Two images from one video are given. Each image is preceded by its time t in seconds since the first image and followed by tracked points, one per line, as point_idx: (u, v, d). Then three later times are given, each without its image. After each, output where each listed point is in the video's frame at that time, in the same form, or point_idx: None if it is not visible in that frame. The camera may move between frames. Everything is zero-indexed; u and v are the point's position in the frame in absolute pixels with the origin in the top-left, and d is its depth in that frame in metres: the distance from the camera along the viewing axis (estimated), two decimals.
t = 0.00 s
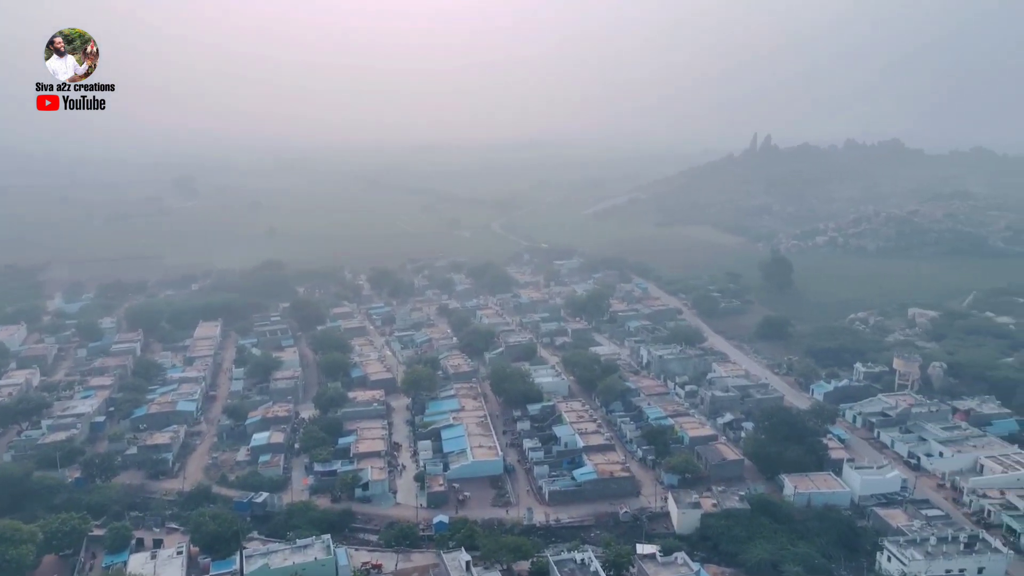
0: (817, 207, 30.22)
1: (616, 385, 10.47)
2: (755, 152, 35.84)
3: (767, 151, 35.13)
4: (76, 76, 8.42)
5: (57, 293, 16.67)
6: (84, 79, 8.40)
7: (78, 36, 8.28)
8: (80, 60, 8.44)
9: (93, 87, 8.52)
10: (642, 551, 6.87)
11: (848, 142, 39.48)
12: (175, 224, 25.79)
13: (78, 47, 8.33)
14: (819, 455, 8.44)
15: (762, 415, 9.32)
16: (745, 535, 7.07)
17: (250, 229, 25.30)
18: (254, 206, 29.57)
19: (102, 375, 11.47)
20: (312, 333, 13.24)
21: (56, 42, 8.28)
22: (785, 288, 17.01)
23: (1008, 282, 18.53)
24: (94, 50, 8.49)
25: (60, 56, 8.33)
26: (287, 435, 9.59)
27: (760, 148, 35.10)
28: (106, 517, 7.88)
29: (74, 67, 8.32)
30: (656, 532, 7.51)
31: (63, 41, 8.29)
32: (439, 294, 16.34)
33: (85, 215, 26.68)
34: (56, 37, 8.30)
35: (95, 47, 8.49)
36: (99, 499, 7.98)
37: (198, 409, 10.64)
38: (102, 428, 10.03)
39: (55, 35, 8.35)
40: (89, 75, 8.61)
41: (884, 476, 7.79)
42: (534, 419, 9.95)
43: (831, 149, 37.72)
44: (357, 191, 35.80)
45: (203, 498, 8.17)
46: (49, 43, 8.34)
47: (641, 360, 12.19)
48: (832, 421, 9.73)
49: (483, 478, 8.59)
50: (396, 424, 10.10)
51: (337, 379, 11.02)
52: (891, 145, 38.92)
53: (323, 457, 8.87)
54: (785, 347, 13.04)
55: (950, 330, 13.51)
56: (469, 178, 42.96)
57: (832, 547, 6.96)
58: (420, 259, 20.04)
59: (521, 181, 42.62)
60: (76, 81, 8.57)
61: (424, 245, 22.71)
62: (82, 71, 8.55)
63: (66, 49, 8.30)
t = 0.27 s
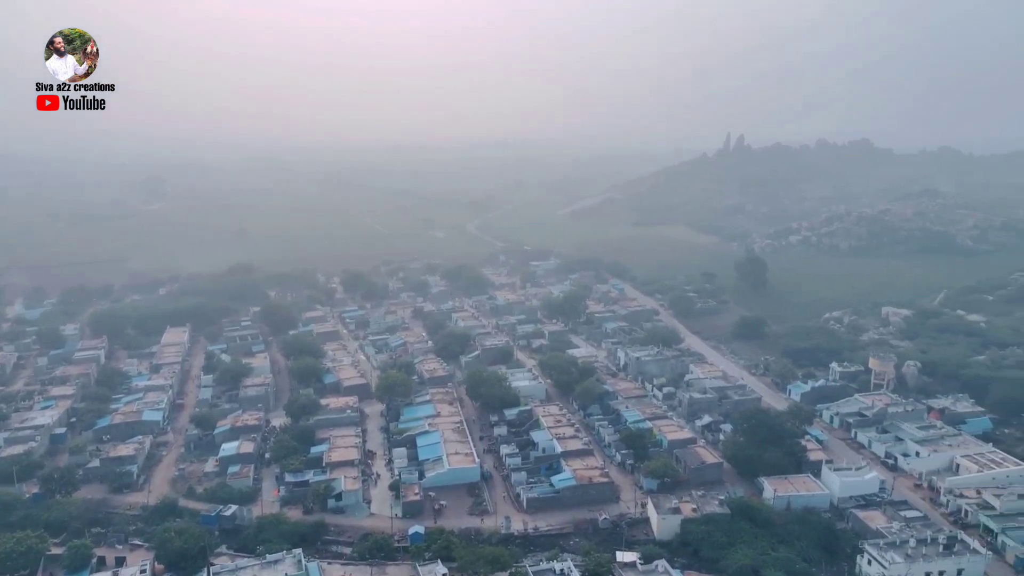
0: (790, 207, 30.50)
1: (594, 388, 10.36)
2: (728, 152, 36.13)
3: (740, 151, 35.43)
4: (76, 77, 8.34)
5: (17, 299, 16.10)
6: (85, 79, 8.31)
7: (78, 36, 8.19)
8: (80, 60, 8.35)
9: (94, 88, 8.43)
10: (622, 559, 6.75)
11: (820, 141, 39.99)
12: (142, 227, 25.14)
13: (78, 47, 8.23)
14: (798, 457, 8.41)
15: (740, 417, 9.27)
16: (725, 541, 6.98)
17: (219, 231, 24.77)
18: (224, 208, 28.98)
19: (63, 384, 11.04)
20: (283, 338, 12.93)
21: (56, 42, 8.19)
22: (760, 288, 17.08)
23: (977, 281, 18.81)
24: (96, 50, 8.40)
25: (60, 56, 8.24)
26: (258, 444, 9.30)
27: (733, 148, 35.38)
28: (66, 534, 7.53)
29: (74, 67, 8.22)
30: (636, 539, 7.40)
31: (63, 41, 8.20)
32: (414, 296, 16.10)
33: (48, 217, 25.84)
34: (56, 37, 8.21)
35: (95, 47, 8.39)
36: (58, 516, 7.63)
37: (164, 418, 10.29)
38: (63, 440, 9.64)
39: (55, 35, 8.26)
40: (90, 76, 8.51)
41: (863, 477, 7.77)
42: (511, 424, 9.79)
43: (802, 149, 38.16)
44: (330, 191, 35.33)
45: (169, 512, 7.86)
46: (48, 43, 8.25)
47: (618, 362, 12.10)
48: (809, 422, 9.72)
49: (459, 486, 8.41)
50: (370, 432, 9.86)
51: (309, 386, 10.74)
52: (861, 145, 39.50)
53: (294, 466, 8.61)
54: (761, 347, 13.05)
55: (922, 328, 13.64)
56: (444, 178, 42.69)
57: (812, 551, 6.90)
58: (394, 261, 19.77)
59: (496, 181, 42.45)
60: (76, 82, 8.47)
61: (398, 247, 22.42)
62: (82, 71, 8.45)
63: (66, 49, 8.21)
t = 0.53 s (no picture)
0: (764, 206, 30.76)
1: (572, 391, 10.24)
2: (702, 152, 36.40)
3: (714, 151, 35.72)
4: (76, 76, 8.60)
5: None
6: (85, 78, 8.58)
7: (78, 36, 8.45)
8: (80, 60, 8.61)
9: (94, 88, 8.70)
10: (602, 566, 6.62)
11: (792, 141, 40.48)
12: (110, 229, 24.55)
13: (78, 47, 8.49)
14: (777, 459, 8.37)
15: (719, 418, 9.22)
16: (706, 546, 6.90)
17: (190, 234, 24.27)
18: (195, 209, 28.43)
19: (24, 394, 10.64)
20: (255, 343, 12.63)
21: (56, 42, 8.45)
22: (735, 287, 17.15)
23: (947, 278, 19.06)
24: (95, 50, 8.67)
25: (59, 56, 8.48)
26: (227, 454, 9.02)
27: (707, 148, 35.66)
28: (24, 552, 7.21)
29: (74, 67, 8.48)
30: (617, 545, 7.30)
31: (63, 41, 8.46)
32: (389, 299, 15.87)
33: (11, 220, 25.14)
34: (56, 37, 8.47)
35: (95, 47, 8.66)
36: (16, 532, 7.30)
37: (130, 428, 9.95)
38: (23, 452, 9.27)
39: (55, 35, 8.52)
40: (88, 76, 8.77)
41: (842, 479, 7.75)
42: (489, 429, 9.63)
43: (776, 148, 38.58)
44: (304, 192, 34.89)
45: (134, 526, 7.57)
46: (48, 43, 8.50)
47: (596, 364, 12.00)
48: (788, 422, 9.72)
49: (436, 493, 8.23)
50: (345, 439, 9.63)
51: (281, 393, 10.48)
52: (833, 145, 40.03)
53: (265, 476, 8.36)
54: (738, 347, 13.06)
55: (895, 327, 13.76)
56: (420, 179, 42.45)
57: (794, 555, 6.84)
58: (369, 262, 19.50)
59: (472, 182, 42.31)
60: (75, 81, 8.72)
61: (373, 248, 22.15)
62: (81, 71, 8.71)
63: (66, 49, 8.47)
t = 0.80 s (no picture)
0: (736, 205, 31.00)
1: (548, 394, 10.11)
2: (674, 152, 36.63)
3: (687, 150, 35.97)
4: (74, 75, 8.88)
5: None
6: (84, 77, 8.85)
7: (78, 36, 8.71)
8: (80, 59, 8.88)
9: (93, 87, 8.96)
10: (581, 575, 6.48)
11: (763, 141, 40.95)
12: (72, 231, 23.87)
13: (78, 47, 8.76)
14: (754, 461, 8.32)
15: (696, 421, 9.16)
16: (685, 552, 6.80)
17: (155, 236, 23.69)
18: (161, 211, 27.78)
19: None
20: (222, 349, 12.29)
21: (57, 42, 8.71)
22: (709, 287, 17.21)
23: (916, 276, 19.30)
24: (94, 50, 8.92)
25: (60, 56, 8.75)
26: (193, 465, 8.71)
27: (680, 147, 35.90)
28: None
29: (74, 66, 8.75)
30: (595, 552, 7.17)
31: (63, 41, 8.72)
32: (361, 302, 15.59)
33: None
34: (56, 37, 8.73)
35: (94, 47, 8.93)
36: None
37: (90, 440, 9.57)
38: None
39: (55, 35, 8.78)
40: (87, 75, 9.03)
41: (819, 480, 7.73)
42: (464, 435, 9.45)
43: (747, 148, 38.97)
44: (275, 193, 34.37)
45: (93, 543, 7.24)
46: (48, 43, 8.76)
47: (572, 366, 11.88)
48: (764, 423, 9.70)
49: (410, 502, 8.03)
50: (316, 448, 9.37)
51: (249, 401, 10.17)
52: (802, 144, 40.55)
53: (233, 489, 8.07)
54: (712, 347, 13.06)
55: (867, 325, 13.86)
56: (393, 179, 42.10)
57: (773, 559, 6.77)
58: (340, 265, 19.19)
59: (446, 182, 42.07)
60: (75, 80, 8.99)
61: (345, 250, 21.82)
62: (81, 70, 8.98)
63: (66, 49, 8.73)
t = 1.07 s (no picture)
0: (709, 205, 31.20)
1: (524, 399, 9.96)
2: (647, 151, 36.77)
3: (659, 150, 36.15)
4: (74, 75, 8.81)
5: None
6: (85, 77, 8.79)
7: (78, 36, 8.65)
8: (80, 59, 8.84)
9: (93, 87, 8.90)
10: None
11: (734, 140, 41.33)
12: (32, 235, 23.13)
13: (78, 47, 8.71)
14: (732, 464, 8.27)
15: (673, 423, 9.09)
16: (664, 558, 6.70)
17: (120, 239, 23.05)
18: (125, 213, 27.07)
19: None
20: (189, 356, 11.94)
21: (57, 42, 8.68)
22: (683, 287, 17.25)
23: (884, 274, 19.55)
24: (93, 49, 8.86)
25: (60, 56, 8.70)
26: (157, 478, 8.39)
27: (653, 147, 36.06)
28: None
29: (75, 66, 8.70)
30: (573, 561, 7.04)
31: (63, 41, 8.68)
32: (332, 305, 15.30)
33: None
34: (56, 37, 8.70)
35: (94, 47, 8.87)
36: None
37: (48, 453, 9.18)
38: None
39: (55, 35, 8.74)
40: (87, 74, 8.98)
41: (797, 482, 7.70)
42: (438, 442, 9.26)
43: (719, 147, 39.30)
44: (245, 195, 33.75)
45: (50, 562, 6.92)
46: (48, 43, 8.73)
47: (547, 369, 11.75)
48: (741, 424, 9.67)
49: (384, 513, 7.82)
50: (286, 458, 9.10)
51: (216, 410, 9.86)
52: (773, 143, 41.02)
53: (198, 502, 7.78)
54: (688, 348, 13.04)
55: (839, 323, 13.96)
56: (365, 180, 41.66)
57: (753, 563, 6.70)
58: (312, 268, 18.84)
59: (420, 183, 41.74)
60: (75, 81, 8.94)
61: (317, 252, 21.45)
62: (81, 71, 8.93)
63: (66, 49, 8.69)
